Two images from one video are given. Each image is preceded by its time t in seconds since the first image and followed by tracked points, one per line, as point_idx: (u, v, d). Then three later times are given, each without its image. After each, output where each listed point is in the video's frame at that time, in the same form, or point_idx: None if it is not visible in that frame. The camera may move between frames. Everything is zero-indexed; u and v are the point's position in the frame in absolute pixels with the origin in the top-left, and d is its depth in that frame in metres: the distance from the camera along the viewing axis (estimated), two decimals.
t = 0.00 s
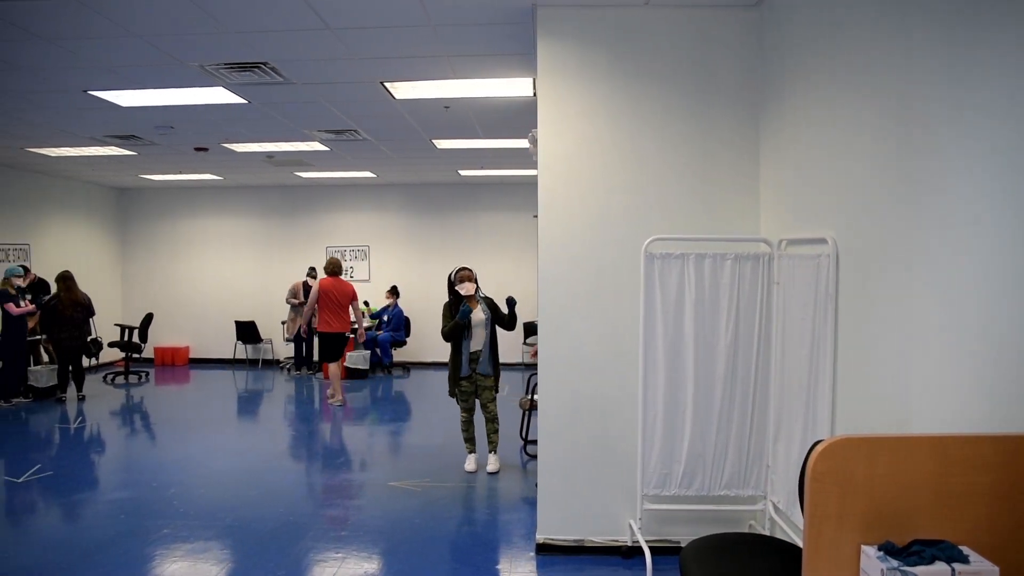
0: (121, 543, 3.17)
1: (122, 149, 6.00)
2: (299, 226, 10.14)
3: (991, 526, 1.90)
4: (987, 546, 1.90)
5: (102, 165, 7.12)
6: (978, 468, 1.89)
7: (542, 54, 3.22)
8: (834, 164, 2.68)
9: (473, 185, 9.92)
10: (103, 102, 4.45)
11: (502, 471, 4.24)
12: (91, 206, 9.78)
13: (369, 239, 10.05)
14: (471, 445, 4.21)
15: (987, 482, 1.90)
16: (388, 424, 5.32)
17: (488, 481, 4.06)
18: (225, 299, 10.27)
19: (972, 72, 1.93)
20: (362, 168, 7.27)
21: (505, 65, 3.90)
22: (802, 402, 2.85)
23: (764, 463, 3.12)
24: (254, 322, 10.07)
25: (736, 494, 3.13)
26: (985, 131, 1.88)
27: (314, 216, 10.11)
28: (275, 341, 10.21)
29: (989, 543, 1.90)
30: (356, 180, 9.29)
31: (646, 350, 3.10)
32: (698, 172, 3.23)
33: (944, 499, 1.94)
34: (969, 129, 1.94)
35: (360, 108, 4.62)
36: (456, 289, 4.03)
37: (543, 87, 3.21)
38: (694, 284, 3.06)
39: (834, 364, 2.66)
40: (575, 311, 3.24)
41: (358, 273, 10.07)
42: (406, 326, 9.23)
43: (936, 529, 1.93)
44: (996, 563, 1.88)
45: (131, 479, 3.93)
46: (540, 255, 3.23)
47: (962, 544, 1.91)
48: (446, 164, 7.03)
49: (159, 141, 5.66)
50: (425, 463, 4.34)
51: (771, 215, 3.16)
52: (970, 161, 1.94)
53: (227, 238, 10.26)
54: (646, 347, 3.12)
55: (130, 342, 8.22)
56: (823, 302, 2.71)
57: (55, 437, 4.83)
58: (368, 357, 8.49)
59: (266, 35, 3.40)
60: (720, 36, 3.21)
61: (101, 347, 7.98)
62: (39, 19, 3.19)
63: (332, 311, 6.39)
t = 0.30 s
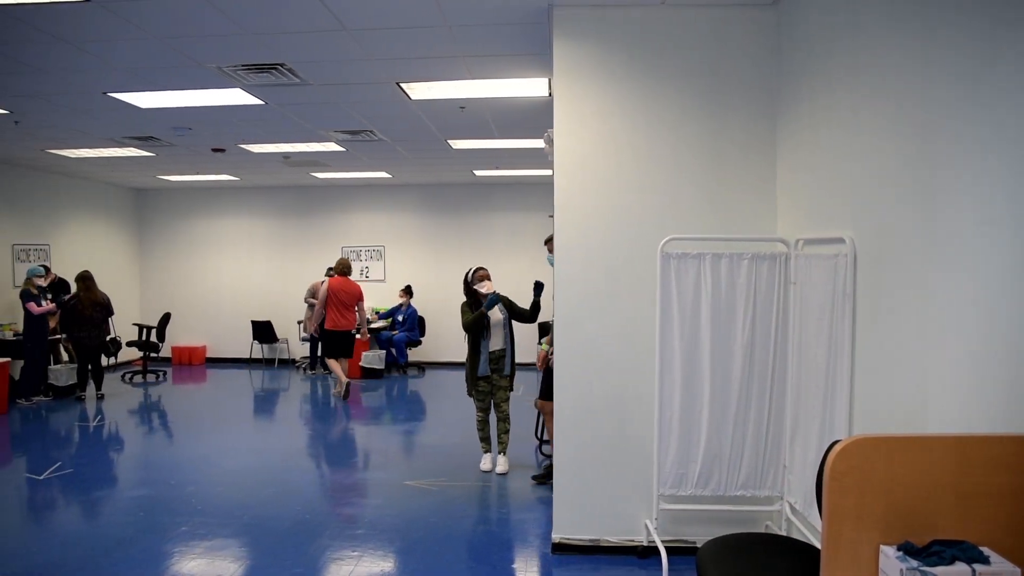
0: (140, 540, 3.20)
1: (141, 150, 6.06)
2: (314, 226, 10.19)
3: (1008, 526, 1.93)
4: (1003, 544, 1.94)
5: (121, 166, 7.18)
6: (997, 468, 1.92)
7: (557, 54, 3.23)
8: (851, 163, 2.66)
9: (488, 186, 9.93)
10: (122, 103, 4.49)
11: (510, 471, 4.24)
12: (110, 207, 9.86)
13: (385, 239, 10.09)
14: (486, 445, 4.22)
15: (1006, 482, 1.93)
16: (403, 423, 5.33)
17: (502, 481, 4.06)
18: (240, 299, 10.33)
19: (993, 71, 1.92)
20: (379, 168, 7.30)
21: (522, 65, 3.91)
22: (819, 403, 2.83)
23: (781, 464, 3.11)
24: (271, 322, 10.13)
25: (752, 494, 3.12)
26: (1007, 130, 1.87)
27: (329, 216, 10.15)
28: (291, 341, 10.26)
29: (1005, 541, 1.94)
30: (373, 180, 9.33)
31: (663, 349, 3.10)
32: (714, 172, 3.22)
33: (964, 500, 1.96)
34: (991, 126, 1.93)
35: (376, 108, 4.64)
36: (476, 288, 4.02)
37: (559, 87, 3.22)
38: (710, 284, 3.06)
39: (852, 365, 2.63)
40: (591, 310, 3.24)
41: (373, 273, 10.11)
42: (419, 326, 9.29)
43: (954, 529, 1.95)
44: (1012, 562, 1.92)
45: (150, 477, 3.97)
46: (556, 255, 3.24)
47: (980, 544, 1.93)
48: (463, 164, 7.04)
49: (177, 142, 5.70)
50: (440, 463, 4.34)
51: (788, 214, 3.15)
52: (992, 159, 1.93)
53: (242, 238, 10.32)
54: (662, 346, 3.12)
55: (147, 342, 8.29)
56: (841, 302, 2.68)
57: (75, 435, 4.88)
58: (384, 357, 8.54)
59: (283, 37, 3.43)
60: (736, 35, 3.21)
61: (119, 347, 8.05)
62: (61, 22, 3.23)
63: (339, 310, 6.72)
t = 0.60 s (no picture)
0: (157, 538, 3.22)
1: (157, 151, 6.11)
2: (329, 226, 10.23)
3: None
4: (1018, 544, 1.95)
5: (137, 167, 7.24)
6: (1013, 468, 1.93)
7: (572, 55, 3.23)
8: (865, 162, 2.65)
9: (502, 185, 9.94)
10: (138, 105, 4.53)
11: (524, 471, 4.25)
12: (126, 207, 9.94)
13: (399, 239, 10.12)
14: (500, 444, 4.24)
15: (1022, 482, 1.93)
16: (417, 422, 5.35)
17: (516, 480, 4.07)
18: (253, 299, 10.39)
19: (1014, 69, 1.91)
20: (393, 168, 7.32)
21: (537, 65, 3.92)
22: (835, 404, 2.81)
23: (796, 464, 3.10)
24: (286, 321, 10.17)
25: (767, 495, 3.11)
26: None
27: (343, 216, 10.19)
28: (306, 340, 10.30)
29: (1020, 541, 1.95)
30: (389, 180, 9.36)
31: (678, 350, 3.10)
32: (729, 172, 3.22)
33: (980, 500, 1.97)
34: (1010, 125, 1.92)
35: (390, 108, 4.66)
36: (494, 287, 4.01)
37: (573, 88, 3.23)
38: (725, 284, 3.05)
39: (868, 365, 2.60)
40: (605, 310, 3.25)
41: (387, 272, 10.14)
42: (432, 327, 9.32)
43: (971, 529, 1.96)
44: None
45: (166, 476, 4.00)
46: (571, 254, 3.24)
47: (996, 545, 1.94)
48: (478, 164, 7.05)
49: (193, 143, 5.75)
50: (454, 462, 4.35)
51: (803, 214, 3.14)
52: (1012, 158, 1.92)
53: (256, 238, 10.38)
54: (677, 345, 3.12)
55: (162, 341, 8.35)
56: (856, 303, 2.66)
57: (92, 433, 4.92)
58: (398, 356, 8.57)
59: (298, 39, 3.45)
60: (751, 34, 3.20)
61: (136, 346, 8.11)
62: (80, 25, 3.27)
63: (344, 309, 6.84)
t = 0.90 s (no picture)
0: (173, 536, 3.24)
1: (173, 151, 6.17)
2: (342, 226, 10.27)
3: None
4: None
5: (153, 168, 7.30)
6: None
7: (587, 54, 3.24)
8: (880, 160, 2.64)
9: (515, 186, 9.94)
10: (154, 106, 4.58)
11: (538, 470, 4.26)
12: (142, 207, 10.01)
13: (413, 238, 10.14)
14: (514, 444, 4.25)
15: None
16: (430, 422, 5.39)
17: (529, 480, 4.08)
18: (266, 299, 10.44)
19: None
20: (408, 168, 7.34)
21: (552, 65, 3.92)
22: (850, 404, 2.79)
23: (812, 464, 3.08)
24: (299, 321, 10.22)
25: (783, 495, 3.10)
26: None
27: (357, 217, 10.23)
28: (319, 340, 10.34)
29: None
30: (403, 179, 9.38)
31: (693, 350, 3.10)
32: (744, 170, 3.21)
33: (999, 500, 1.95)
34: None
35: (404, 108, 4.67)
36: (512, 286, 4.04)
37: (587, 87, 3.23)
38: (740, 283, 3.05)
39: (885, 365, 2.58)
40: (620, 309, 3.25)
41: (401, 272, 10.16)
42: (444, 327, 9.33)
43: (991, 529, 1.95)
44: None
45: (181, 474, 4.03)
46: (585, 253, 3.24)
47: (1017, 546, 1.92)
48: (493, 164, 7.05)
49: (208, 144, 5.79)
50: (467, 462, 4.36)
51: (819, 213, 3.12)
52: None
53: (270, 239, 10.44)
54: (691, 345, 3.11)
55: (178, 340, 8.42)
56: (873, 303, 2.63)
57: (109, 432, 4.97)
58: (412, 356, 8.59)
59: (311, 40, 3.48)
60: (766, 33, 3.19)
61: (152, 345, 8.16)
62: (97, 26, 3.30)
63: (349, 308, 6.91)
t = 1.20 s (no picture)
0: (189, 533, 3.26)
1: (189, 152, 6.21)
2: (355, 225, 10.31)
3: None
4: None
5: (168, 168, 7.35)
6: None
7: (601, 53, 3.24)
8: (897, 160, 2.62)
9: (528, 186, 9.95)
10: (169, 107, 4.62)
11: (552, 470, 4.26)
12: (157, 208, 10.08)
13: (427, 238, 10.17)
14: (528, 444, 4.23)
15: None
16: (444, 421, 5.40)
17: (543, 480, 4.07)
18: (279, 299, 10.49)
19: None
20: (422, 168, 7.36)
21: (567, 65, 3.93)
22: (866, 405, 2.77)
23: (828, 465, 3.06)
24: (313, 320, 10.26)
25: (799, 495, 3.08)
26: None
27: (371, 217, 10.26)
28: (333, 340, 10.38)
29: None
30: (418, 179, 9.42)
31: (708, 349, 3.09)
32: (759, 169, 3.20)
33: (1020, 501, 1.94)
34: None
35: (418, 108, 4.69)
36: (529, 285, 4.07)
37: (601, 86, 3.24)
38: (756, 283, 3.04)
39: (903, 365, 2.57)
40: (634, 308, 3.25)
41: (415, 272, 10.19)
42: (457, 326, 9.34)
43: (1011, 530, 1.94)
44: None
45: (197, 472, 4.05)
46: (600, 253, 3.25)
47: None
48: (509, 163, 7.06)
49: (223, 144, 5.83)
50: (481, 461, 4.36)
51: (835, 212, 3.11)
52: None
53: (284, 239, 10.49)
54: (707, 344, 3.11)
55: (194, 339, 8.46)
56: (890, 303, 2.62)
57: (126, 430, 5.01)
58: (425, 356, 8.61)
59: (324, 40, 3.50)
60: (781, 31, 3.19)
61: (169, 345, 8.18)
62: (113, 28, 3.33)
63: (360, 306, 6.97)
